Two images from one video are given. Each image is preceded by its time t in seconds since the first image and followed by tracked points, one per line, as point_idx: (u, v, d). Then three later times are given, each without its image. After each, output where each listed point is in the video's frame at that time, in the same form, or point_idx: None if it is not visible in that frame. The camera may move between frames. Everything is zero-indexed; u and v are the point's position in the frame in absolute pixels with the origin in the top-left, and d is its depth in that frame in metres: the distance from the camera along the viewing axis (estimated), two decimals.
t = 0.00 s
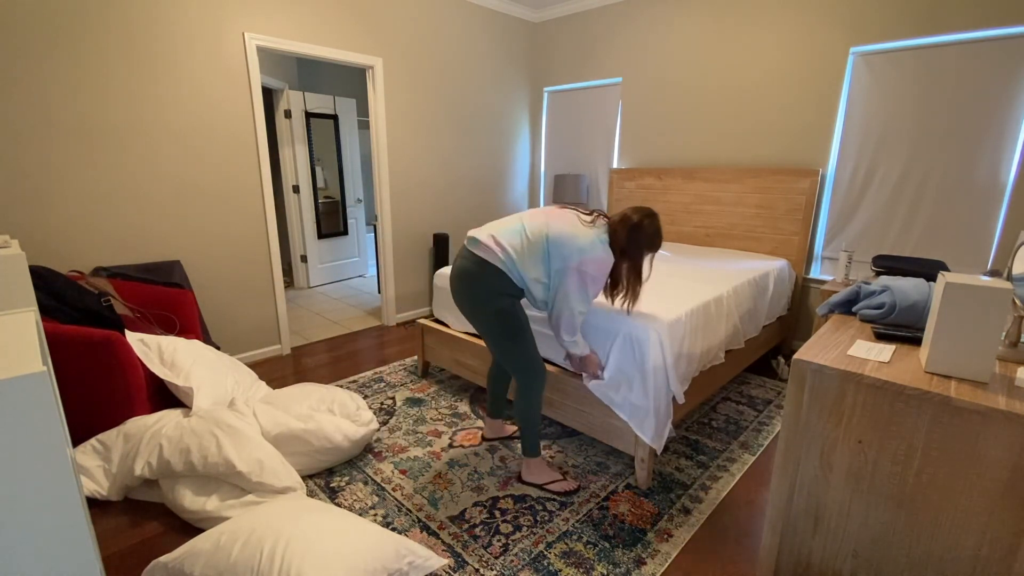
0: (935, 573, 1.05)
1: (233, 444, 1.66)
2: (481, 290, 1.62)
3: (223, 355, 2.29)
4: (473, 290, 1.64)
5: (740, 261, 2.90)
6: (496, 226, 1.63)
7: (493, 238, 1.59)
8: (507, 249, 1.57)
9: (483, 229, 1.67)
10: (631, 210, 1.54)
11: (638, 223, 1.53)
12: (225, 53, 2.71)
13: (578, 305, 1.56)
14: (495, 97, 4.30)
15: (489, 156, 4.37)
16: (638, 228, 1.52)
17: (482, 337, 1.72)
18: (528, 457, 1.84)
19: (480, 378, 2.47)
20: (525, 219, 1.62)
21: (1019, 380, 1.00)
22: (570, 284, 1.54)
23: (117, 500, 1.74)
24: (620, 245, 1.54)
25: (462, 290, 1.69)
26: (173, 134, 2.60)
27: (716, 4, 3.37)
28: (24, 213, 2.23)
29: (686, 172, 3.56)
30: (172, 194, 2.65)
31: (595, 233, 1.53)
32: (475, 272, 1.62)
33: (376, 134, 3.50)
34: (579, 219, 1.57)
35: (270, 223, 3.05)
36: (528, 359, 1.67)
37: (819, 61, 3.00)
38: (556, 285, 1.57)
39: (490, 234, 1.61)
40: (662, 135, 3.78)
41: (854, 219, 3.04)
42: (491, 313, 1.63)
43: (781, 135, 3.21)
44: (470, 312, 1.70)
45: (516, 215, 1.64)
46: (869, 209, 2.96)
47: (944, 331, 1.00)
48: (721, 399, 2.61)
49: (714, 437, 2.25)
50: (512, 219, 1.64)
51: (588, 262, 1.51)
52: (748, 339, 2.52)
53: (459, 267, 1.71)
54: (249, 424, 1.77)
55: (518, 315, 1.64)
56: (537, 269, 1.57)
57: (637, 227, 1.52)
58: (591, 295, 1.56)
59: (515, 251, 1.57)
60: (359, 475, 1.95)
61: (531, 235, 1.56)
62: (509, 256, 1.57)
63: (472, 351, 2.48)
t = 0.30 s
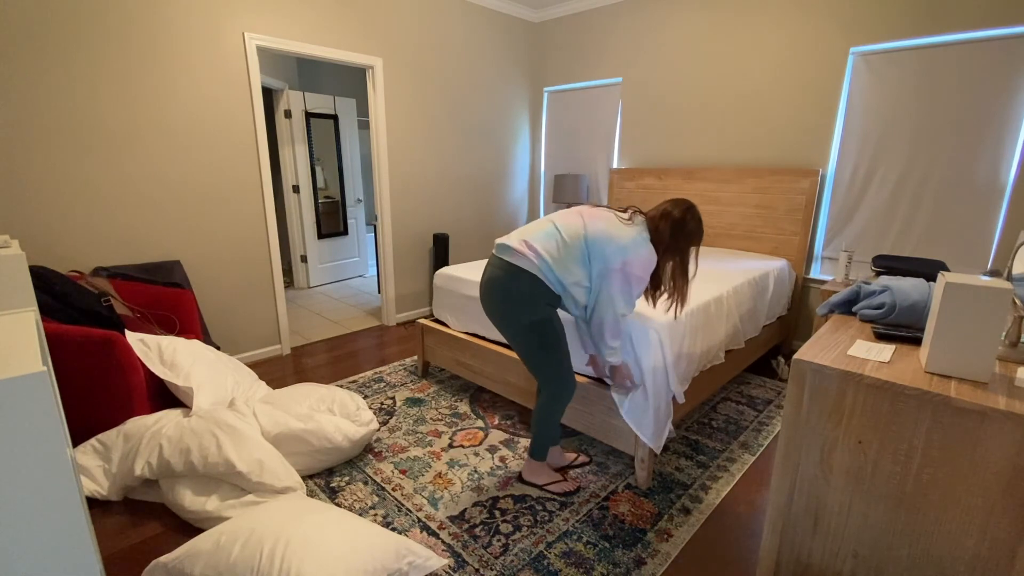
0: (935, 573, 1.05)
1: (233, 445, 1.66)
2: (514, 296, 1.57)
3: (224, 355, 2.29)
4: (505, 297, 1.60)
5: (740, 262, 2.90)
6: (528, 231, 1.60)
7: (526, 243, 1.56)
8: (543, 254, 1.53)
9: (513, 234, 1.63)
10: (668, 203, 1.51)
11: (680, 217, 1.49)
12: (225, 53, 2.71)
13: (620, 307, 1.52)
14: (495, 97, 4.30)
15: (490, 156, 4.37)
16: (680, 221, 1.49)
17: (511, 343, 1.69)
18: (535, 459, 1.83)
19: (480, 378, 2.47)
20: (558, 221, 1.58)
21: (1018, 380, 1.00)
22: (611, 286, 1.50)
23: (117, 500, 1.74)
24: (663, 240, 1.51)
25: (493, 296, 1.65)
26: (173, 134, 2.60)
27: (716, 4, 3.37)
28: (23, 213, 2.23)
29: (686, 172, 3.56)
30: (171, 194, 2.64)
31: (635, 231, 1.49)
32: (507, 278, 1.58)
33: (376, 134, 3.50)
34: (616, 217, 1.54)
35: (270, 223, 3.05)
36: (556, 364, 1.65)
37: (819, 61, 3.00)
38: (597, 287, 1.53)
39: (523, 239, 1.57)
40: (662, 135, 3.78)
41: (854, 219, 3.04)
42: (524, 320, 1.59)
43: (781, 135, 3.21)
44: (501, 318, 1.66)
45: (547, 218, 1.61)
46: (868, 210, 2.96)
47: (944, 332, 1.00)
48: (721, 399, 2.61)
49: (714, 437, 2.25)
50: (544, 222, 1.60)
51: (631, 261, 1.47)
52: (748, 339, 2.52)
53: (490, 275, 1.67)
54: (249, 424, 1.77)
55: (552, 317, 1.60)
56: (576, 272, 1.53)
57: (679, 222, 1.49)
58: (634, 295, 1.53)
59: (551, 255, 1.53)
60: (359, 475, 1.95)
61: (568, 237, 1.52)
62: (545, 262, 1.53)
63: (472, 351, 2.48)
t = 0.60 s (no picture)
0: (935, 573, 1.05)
1: (233, 445, 1.66)
2: (567, 307, 1.49)
3: (224, 355, 2.29)
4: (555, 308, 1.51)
5: (740, 262, 2.90)
6: (572, 239, 1.51)
7: (578, 254, 1.48)
8: (597, 264, 1.47)
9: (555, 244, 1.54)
10: (694, 206, 1.52)
11: (709, 217, 1.50)
12: (225, 53, 2.71)
13: (670, 310, 1.54)
14: (495, 97, 4.30)
15: (490, 156, 4.37)
16: (710, 221, 1.49)
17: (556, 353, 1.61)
18: (552, 446, 1.90)
19: (480, 378, 2.47)
20: (601, 228, 1.53)
21: (1019, 380, 1.00)
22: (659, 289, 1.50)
23: (117, 500, 1.74)
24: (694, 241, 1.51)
25: (538, 307, 1.56)
26: (173, 134, 2.60)
27: (716, 4, 3.37)
28: (24, 213, 2.23)
29: (686, 172, 3.56)
30: (171, 194, 2.64)
31: (677, 236, 1.49)
32: (558, 289, 1.49)
33: (376, 134, 3.50)
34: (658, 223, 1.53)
35: (270, 223, 3.05)
36: (609, 372, 1.54)
37: (819, 61, 3.00)
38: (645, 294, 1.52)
39: (572, 250, 1.49)
40: (662, 135, 3.78)
41: (854, 220, 3.04)
42: (579, 329, 1.50)
43: (781, 135, 3.21)
44: (546, 329, 1.57)
45: (588, 225, 1.54)
46: (868, 210, 2.96)
47: (944, 332, 1.00)
48: (721, 399, 2.62)
49: (714, 437, 2.25)
50: (586, 227, 1.54)
51: (679, 264, 1.48)
52: (748, 339, 2.52)
53: (532, 286, 1.57)
54: (249, 424, 1.77)
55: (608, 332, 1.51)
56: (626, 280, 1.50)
57: (708, 225, 1.49)
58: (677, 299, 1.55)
59: (604, 264, 1.47)
60: (359, 475, 1.95)
61: (618, 244, 1.48)
62: (599, 272, 1.47)
63: (472, 351, 2.48)
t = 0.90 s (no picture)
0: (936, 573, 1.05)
1: (233, 445, 1.66)
2: (638, 303, 1.43)
3: (223, 355, 2.29)
4: (622, 303, 1.44)
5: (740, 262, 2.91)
6: (636, 235, 1.48)
7: (647, 247, 1.44)
8: (667, 259, 1.44)
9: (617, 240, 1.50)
10: (723, 216, 1.65)
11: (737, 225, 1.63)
12: (225, 54, 2.71)
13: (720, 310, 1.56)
14: (495, 97, 4.30)
15: (490, 156, 4.37)
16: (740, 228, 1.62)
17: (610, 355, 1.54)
18: (554, 448, 1.89)
19: (480, 378, 2.47)
20: (659, 225, 1.50)
21: (1019, 381, 1.00)
22: (713, 288, 1.52)
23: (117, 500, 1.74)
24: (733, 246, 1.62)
25: (601, 304, 1.48)
26: (173, 134, 2.60)
27: (716, 4, 3.37)
28: (23, 212, 2.23)
29: (686, 172, 3.56)
30: (171, 195, 2.64)
31: (722, 241, 1.56)
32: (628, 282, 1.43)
33: (376, 134, 3.50)
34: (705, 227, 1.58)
35: (269, 223, 3.05)
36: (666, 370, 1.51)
37: (819, 61, 3.00)
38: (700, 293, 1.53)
39: (640, 243, 1.45)
40: (662, 135, 3.78)
41: (854, 219, 3.03)
42: (645, 326, 1.45)
43: (781, 135, 3.21)
44: (607, 328, 1.49)
45: (646, 223, 1.51)
46: (869, 210, 2.96)
47: (944, 332, 1.00)
48: (721, 399, 2.62)
49: (714, 437, 2.25)
50: (644, 224, 1.51)
51: (727, 265, 1.53)
52: (748, 339, 2.52)
53: (596, 284, 1.49)
54: (249, 424, 1.77)
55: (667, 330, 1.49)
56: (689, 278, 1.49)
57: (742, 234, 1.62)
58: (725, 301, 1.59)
59: (674, 259, 1.45)
60: (359, 475, 1.95)
61: (681, 241, 1.47)
62: (669, 266, 1.44)
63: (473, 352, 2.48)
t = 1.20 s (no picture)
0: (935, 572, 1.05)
1: (233, 445, 1.66)
2: (642, 302, 1.42)
3: (224, 355, 2.29)
4: (624, 304, 1.44)
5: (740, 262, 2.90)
6: (638, 234, 1.48)
7: (649, 247, 1.44)
8: (670, 259, 1.44)
9: (620, 240, 1.49)
10: (723, 217, 1.65)
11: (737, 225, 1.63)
12: (225, 53, 2.71)
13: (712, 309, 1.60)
14: (495, 97, 4.30)
15: (490, 156, 4.37)
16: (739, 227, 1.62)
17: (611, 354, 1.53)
18: (552, 447, 1.89)
19: (480, 378, 2.46)
20: (660, 225, 1.51)
21: (1019, 380, 1.00)
22: (711, 289, 1.55)
23: (117, 500, 1.74)
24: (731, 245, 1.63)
25: (604, 304, 1.47)
26: (173, 134, 2.60)
27: (716, 3, 3.37)
28: (23, 213, 2.23)
29: (686, 172, 3.56)
30: (171, 195, 2.64)
31: (720, 243, 1.58)
32: (631, 282, 1.42)
33: (376, 134, 3.50)
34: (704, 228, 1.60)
35: (269, 223, 3.05)
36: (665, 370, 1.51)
37: (820, 61, 3.00)
38: (698, 293, 1.55)
39: (643, 243, 1.44)
40: (662, 135, 3.78)
41: (854, 219, 3.03)
42: (646, 326, 1.44)
43: (782, 135, 3.21)
44: (608, 328, 1.48)
45: (647, 223, 1.51)
46: (869, 210, 2.96)
47: (944, 332, 1.01)
48: (721, 399, 2.62)
49: (714, 437, 2.25)
50: (645, 224, 1.51)
51: (724, 266, 1.56)
52: (748, 338, 2.52)
53: (598, 284, 1.48)
54: (250, 424, 1.77)
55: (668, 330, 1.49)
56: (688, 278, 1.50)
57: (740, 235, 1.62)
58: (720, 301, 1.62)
59: (675, 260, 1.45)
60: (359, 475, 1.95)
61: (682, 241, 1.48)
62: (671, 266, 1.44)
63: (473, 351, 2.48)
